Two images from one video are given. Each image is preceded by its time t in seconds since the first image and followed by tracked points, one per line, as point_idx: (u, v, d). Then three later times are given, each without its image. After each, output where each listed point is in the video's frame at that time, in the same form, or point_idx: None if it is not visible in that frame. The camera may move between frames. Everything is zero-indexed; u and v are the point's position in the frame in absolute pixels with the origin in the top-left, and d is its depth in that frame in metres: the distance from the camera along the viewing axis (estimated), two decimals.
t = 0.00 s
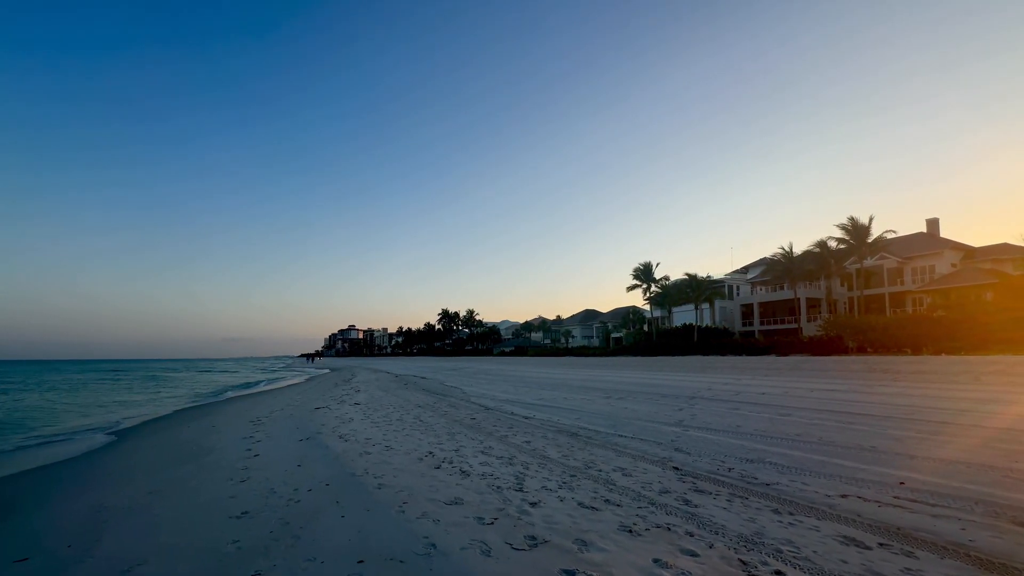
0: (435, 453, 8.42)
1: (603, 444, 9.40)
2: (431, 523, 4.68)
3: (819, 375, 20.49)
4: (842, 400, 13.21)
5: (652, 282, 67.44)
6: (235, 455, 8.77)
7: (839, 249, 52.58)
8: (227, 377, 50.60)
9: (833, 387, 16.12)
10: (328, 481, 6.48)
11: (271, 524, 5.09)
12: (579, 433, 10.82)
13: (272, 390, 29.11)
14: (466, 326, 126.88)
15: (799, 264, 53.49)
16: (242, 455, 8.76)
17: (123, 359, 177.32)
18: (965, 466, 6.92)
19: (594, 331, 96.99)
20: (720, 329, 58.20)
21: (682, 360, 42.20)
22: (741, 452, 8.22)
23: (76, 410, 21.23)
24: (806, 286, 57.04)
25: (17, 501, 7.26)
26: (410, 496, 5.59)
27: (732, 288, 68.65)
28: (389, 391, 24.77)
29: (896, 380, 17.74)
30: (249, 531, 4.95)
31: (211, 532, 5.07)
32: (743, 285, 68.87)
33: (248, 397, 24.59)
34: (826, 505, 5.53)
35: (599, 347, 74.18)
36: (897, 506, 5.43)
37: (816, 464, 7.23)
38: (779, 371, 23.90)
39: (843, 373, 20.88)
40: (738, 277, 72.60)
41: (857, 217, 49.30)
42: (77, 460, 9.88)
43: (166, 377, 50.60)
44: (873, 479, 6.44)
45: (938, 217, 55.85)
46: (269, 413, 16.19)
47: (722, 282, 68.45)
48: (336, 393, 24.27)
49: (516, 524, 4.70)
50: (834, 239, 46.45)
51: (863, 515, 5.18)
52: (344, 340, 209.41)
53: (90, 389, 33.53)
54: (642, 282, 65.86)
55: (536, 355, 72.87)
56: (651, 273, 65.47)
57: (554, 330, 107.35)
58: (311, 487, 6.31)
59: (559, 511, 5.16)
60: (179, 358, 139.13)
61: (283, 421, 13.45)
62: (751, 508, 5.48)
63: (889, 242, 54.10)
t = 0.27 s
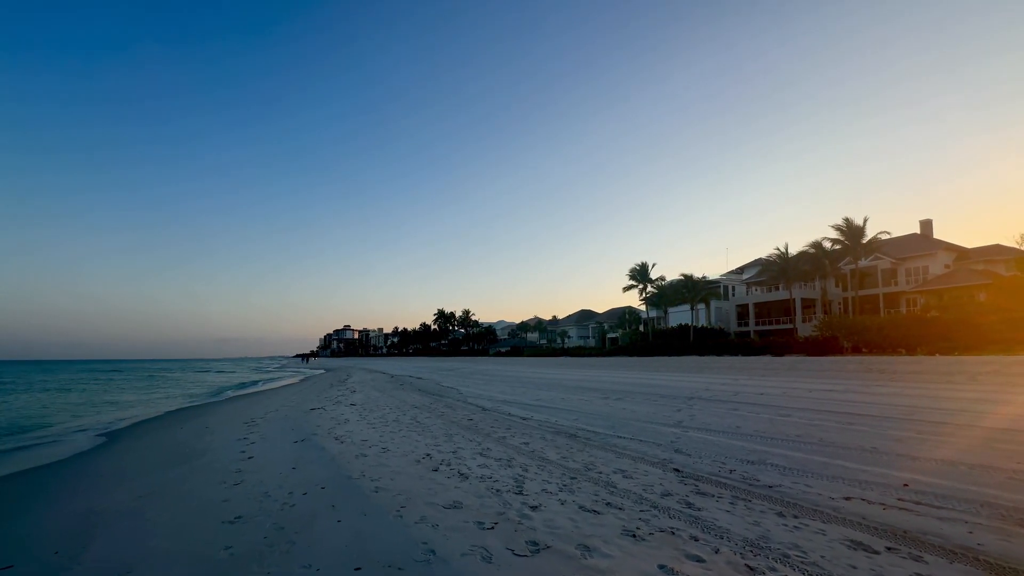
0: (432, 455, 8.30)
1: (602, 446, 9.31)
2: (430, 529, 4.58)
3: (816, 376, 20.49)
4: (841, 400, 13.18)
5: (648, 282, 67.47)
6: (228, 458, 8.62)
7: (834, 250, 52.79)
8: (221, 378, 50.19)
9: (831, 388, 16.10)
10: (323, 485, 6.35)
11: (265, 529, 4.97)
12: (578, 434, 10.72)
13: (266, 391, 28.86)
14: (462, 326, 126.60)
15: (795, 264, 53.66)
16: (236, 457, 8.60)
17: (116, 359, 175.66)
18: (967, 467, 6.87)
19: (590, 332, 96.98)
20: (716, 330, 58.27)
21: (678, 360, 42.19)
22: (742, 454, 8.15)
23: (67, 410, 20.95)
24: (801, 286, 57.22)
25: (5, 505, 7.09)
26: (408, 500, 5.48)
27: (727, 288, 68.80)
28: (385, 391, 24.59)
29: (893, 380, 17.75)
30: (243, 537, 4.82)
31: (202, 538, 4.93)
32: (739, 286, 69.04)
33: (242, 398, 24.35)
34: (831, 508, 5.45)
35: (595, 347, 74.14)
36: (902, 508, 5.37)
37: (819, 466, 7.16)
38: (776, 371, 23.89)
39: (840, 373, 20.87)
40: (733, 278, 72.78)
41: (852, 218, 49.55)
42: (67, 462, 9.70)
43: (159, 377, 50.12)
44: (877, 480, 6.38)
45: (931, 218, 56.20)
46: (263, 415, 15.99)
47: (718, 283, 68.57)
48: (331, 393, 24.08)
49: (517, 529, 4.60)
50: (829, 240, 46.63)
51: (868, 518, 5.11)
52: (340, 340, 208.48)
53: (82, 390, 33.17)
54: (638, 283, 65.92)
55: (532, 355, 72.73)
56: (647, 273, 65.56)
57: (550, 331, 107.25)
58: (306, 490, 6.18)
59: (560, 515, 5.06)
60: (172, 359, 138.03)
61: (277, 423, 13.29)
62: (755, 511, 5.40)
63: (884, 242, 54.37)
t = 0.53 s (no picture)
0: (431, 457, 8.20)
1: (602, 447, 9.24)
2: (430, 534, 4.50)
3: (812, 376, 20.54)
4: (838, 401, 13.18)
5: (644, 282, 67.58)
6: (222, 460, 8.48)
7: (828, 251, 53.07)
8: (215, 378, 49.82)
9: (828, 388, 16.12)
10: (320, 488, 6.24)
11: (260, 535, 4.85)
12: (577, 435, 10.64)
13: (260, 391, 28.65)
14: (458, 326, 126.37)
15: (790, 265, 53.86)
16: (230, 460, 8.45)
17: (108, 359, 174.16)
18: (969, 469, 6.84)
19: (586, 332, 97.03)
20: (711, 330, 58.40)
21: (674, 360, 42.26)
22: (742, 455, 8.10)
23: (59, 411, 20.70)
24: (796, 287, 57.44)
25: None
26: (407, 504, 5.38)
27: (723, 289, 69.02)
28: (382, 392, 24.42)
29: (889, 381, 17.80)
30: (237, 543, 4.71)
31: (196, 544, 4.81)
32: (734, 286, 69.26)
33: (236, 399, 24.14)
34: (834, 511, 5.40)
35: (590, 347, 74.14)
36: (906, 511, 5.32)
37: (820, 468, 7.11)
38: (773, 371, 23.94)
39: (836, 374, 20.92)
40: (729, 278, 73.00)
41: (846, 219, 49.86)
42: (58, 464, 9.54)
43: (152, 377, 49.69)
44: (879, 482, 6.34)
45: (925, 220, 56.60)
46: (258, 416, 15.82)
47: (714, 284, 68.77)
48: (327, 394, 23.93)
49: (519, 533, 4.52)
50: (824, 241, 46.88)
51: (873, 521, 5.06)
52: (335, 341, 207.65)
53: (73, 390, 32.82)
54: (634, 283, 66.04)
55: (528, 356, 72.64)
56: (643, 274, 65.70)
57: (546, 331, 107.22)
58: (303, 494, 6.06)
59: (562, 519, 4.97)
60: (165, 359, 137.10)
61: (272, 424, 13.14)
62: (759, 514, 5.34)
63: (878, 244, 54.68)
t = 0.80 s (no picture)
0: (431, 458, 8.13)
1: (602, 448, 9.20)
2: (434, 537, 4.44)
3: (808, 376, 20.61)
4: (836, 401, 13.20)
5: (640, 283, 67.71)
6: (219, 462, 8.38)
7: (823, 252, 53.34)
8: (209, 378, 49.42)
9: (824, 388, 16.17)
10: (319, 490, 6.15)
11: (260, 538, 4.77)
12: (576, 436, 10.60)
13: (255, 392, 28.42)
14: (453, 326, 126.18)
15: (785, 266, 54.04)
16: (227, 461, 8.34)
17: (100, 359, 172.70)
18: (972, 470, 6.83)
19: (582, 332, 97.08)
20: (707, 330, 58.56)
21: (670, 360, 42.23)
22: (743, 456, 8.07)
23: (50, 412, 20.41)
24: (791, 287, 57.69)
25: None
26: (410, 505, 5.31)
27: (718, 289, 69.26)
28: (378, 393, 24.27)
29: (886, 381, 17.86)
30: (237, 546, 4.62)
31: (194, 548, 4.73)
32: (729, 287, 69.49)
33: (231, 400, 23.93)
34: (840, 512, 5.36)
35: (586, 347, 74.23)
36: (910, 511, 5.32)
37: (823, 468, 7.08)
38: (769, 371, 23.97)
39: (833, 374, 20.99)
40: (724, 279, 73.20)
41: (841, 220, 50.18)
42: (50, 467, 9.39)
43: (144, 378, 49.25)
44: (883, 483, 6.33)
45: (918, 222, 57.00)
46: (254, 416, 15.68)
47: (708, 284, 68.90)
48: (323, 394, 23.82)
49: (524, 536, 4.46)
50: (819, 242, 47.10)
51: (878, 522, 5.04)
52: (330, 341, 206.96)
53: (65, 390, 32.47)
54: (630, 283, 66.16)
55: (524, 356, 72.54)
56: (639, 274, 65.84)
57: (542, 331, 107.23)
58: (302, 496, 5.98)
59: (567, 521, 4.92)
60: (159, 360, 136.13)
61: (268, 425, 13.02)
62: (764, 515, 5.30)
63: (871, 245, 54.98)
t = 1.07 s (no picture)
0: (430, 459, 8.06)
1: (602, 448, 9.16)
2: (437, 540, 4.38)
3: (804, 376, 20.68)
4: (833, 401, 13.23)
5: (636, 283, 67.80)
6: (215, 463, 8.27)
7: (817, 253, 53.58)
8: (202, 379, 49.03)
9: (821, 389, 16.20)
10: (318, 492, 6.07)
11: (259, 541, 4.70)
12: (575, 436, 10.55)
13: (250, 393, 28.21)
14: (449, 327, 125.90)
15: (780, 266, 54.24)
16: (223, 463, 8.23)
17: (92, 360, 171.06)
18: (973, 470, 6.84)
19: (577, 333, 97.11)
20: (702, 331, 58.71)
21: (665, 360, 42.28)
22: (744, 456, 8.05)
23: (41, 413, 20.15)
24: (785, 288, 57.93)
25: None
26: (411, 507, 5.25)
27: (713, 290, 69.46)
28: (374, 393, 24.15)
29: (882, 381, 17.93)
30: (235, 549, 4.54)
31: (192, 551, 4.64)
32: (724, 288, 69.72)
33: (225, 400, 23.71)
34: (843, 512, 5.35)
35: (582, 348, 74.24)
36: (913, 511, 5.31)
37: (824, 468, 7.08)
38: (765, 372, 24.02)
39: (829, 374, 21.07)
40: (719, 279, 73.42)
41: (835, 221, 50.48)
42: (42, 468, 9.25)
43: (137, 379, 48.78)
44: (885, 483, 6.32)
45: (910, 223, 57.46)
46: (249, 417, 15.55)
47: (704, 285, 69.05)
48: (319, 395, 23.67)
49: (528, 538, 4.41)
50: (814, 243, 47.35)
51: (882, 522, 5.02)
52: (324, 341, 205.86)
53: (56, 391, 32.08)
54: (625, 284, 66.23)
55: (520, 356, 72.43)
56: (635, 274, 65.91)
57: (538, 331, 107.21)
58: (301, 498, 5.90)
59: (571, 522, 4.88)
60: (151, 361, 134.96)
61: (264, 426, 12.90)
62: (768, 515, 5.28)
63: (865, 246, 55.32)
